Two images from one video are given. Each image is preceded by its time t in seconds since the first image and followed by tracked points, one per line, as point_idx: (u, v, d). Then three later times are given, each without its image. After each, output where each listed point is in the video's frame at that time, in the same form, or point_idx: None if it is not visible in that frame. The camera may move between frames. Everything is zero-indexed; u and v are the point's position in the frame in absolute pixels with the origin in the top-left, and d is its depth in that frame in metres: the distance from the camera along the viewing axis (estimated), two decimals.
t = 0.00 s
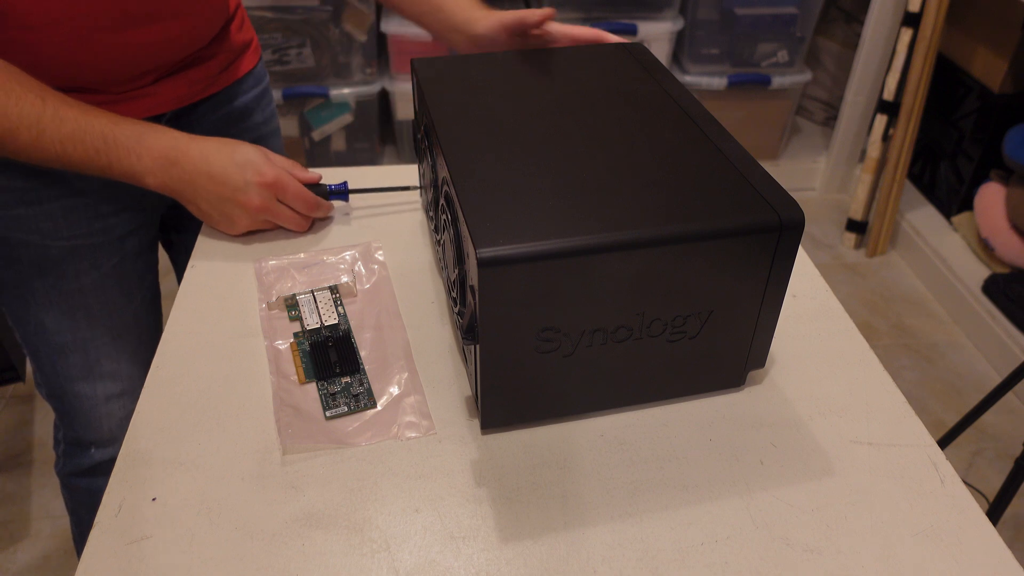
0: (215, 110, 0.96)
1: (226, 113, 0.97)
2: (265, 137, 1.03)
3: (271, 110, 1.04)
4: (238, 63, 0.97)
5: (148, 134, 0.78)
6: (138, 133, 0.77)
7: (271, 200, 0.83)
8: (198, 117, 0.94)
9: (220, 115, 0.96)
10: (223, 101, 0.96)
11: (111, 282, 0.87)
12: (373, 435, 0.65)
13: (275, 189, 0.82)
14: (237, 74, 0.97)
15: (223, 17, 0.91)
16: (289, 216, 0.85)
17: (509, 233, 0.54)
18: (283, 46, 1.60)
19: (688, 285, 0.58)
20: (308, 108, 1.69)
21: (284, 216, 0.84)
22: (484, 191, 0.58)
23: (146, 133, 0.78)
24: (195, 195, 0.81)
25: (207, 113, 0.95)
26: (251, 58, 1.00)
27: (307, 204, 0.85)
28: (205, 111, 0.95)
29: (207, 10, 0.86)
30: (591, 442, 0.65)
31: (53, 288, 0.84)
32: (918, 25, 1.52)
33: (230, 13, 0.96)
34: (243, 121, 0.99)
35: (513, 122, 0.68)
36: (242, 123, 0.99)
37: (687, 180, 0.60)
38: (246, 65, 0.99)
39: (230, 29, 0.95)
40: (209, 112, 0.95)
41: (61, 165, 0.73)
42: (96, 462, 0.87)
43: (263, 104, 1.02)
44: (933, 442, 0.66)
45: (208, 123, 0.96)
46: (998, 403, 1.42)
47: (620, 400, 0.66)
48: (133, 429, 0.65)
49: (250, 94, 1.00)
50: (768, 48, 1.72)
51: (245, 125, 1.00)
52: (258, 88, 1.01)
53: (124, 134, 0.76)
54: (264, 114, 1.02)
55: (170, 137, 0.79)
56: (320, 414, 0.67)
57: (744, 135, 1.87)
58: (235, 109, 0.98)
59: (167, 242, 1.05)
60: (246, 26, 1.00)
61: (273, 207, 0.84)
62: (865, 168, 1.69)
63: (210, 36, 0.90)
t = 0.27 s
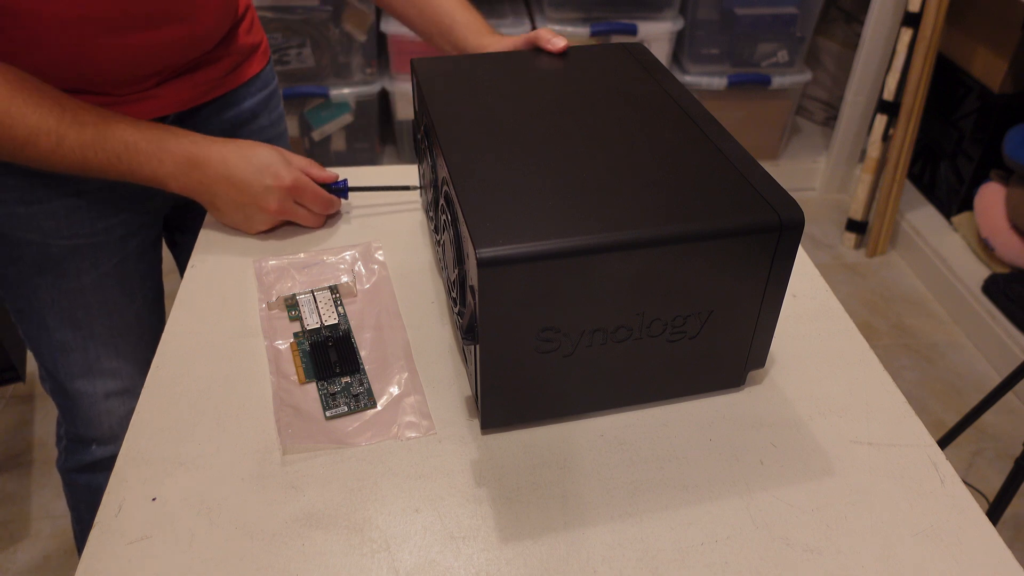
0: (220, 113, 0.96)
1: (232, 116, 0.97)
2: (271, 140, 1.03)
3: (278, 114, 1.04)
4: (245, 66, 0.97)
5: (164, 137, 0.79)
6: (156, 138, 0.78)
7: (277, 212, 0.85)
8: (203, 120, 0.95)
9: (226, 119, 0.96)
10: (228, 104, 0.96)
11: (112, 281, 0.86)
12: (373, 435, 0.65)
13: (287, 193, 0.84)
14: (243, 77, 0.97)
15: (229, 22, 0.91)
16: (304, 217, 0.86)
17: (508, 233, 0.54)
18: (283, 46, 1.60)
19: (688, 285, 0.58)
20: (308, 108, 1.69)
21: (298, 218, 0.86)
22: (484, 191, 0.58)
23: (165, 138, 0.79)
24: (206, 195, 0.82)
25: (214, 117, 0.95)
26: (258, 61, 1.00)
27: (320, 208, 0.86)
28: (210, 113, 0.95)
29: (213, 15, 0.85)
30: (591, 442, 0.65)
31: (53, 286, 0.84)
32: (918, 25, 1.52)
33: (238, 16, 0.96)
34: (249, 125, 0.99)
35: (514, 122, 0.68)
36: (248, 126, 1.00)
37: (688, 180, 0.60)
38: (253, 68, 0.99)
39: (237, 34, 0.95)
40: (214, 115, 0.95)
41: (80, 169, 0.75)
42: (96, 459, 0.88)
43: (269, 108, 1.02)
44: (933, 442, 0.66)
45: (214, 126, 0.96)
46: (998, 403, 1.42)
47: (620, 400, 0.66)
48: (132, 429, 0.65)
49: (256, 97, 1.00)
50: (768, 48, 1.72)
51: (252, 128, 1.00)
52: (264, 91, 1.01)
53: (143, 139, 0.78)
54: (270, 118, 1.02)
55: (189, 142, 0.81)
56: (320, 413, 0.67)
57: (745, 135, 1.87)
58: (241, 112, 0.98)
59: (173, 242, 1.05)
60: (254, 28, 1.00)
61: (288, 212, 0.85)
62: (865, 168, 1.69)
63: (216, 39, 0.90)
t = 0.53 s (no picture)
0: (219, 113, 0.96)
1: (231, 116, 0.97)
2: (272, 141, 1.03)
3: (280, 114, 1.04)
4: (246, 66, 0.97)
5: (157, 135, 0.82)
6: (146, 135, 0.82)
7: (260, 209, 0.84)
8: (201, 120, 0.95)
9: (224, 119, 0.97)
10: (228, 104, 0.96)
11: (113, 282, 0.87)
12: (373, 435, 0.65)
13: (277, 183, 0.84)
14: (244, 77, 0.97)
15: (230, 24, 0.91)
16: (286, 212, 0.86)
17: (509, 233, 0.54)
18: (283, 46, 1.60)
19: (688, 284, 0.58)
20: (308, 108, 1.69)
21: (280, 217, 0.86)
22: (484, 191, 0.58)
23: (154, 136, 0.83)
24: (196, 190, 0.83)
25: (213, 118, 0.95)
26: (259, 62, 1.00)
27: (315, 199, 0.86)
28: (210, 114, 0.95)
29: (214, 17, 0.85)
30: (591, 442, 0.65)
31: (54, 287, 0.84)
32: (918, 25, 1.52)
33: (239, 18, 0.96)
34: (248, 125, 0.99)
35: (514, 122, 0.68)
36: (248, 127, 1.00)
37: (688, 180, 0.60)
38: (254, 68, 0.98)
39: (238, 36, 0.95)
40: (214, 115, 0.96)
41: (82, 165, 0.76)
42: (97, 459, 0.88)
43: (269, 108, 1.02)
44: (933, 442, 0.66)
45: (213, 127, 0.96)
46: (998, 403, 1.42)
47: (620, 400, 0.66)
48: (132, 429, 0.65)
49: (256, 98, 1.00)
50: (768, 48, 1.72)
51: (251, 128, 1.00)
52: (265, 92, 1.01)
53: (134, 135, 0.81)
54: (271, 118, 1.02)
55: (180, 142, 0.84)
56: (320, 413, 0.67)
57: (745, 135, 1.87)
58: (240, 112, 0.98)
59: (173, 242, 1.05)
60: (255, 29, 1.00)
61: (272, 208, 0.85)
62: (865, 168, 1.69)
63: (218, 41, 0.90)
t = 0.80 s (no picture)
0: (219, 109, 0.96)
1: (229, 113, 0.97)
2: (269, 136, 1.03)
3: (275, 110, 1.04)
4: (241, 62, 0.97)
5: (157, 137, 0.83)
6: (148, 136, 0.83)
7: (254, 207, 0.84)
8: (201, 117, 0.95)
9: (223, 116, 0.97)
10: (226, 100, 0.96)
11: (114, 281, 0.87)
12: (373, 435, 0.65)
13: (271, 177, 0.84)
14: (241, 73, 0.97)
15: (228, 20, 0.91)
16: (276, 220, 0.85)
17: (508, 233, 0.54)
18: (283, 46, 1.61)
19: (688, 284, 0.58)
20: (308, 108, 1.69)
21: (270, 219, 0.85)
22: (484, 191, 0.58)
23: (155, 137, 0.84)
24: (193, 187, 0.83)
25: (212, 115, 0.96)
26: (255, 57, 1.00)
27: (311, 196, 0.85)
28: (211, 110, 0.95)
29: (213, 13, 0.85)
30: (591, 442, 0.65)
31: (55, 286, 0.84)
32: (918, 25, 1.52)
33: (236, 13, 0.96)
34: (246, 121, 1.00)
35: (513, 121, 0.68)
36: (247, 122, 1.00)
37: (687, 180, 0.60)
38: (250, 64, 0.98)
39: (235, 31, 0.95)
40: (214, 111, 0.96)
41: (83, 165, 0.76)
42: (97, 458, 0.88)
43: (266, 104, 1.02)
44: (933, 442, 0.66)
45: (214, 123, 0.96)
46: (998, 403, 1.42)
47: (620, 400, 0.66)
48: (133, 429, 0.65)
49: (254, 92, 1.00)
50: (768, 48, 1.72)
51: (249, 125, 1.00)
52: (262, 87, 1.01)
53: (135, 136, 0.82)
54: (267, 114, 1.02)
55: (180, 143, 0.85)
56: (320, 413, 0.67)
57: (745, 135, 1.87)
58: (239, 108, 0.98)
59: (171, 241, 1.05)
60: (251, 25, 1.00)
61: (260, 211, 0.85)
62: (865, 168, 1.69)
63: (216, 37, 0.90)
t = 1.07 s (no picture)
0: (219, 109, 0.96)
1: (230, 113, 0.97)
2: (268, 136, 1.04)
3: (273, 109, 1.05)
4: (241, 61, 0.98)
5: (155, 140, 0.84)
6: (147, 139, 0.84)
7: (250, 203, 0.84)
8: (202, 116, 0.95)
9: (223, 116, 0.97)
10: (226, 99, 0.97)
11: (116, 281, 0.87)
12: (373, 435, 0.65)
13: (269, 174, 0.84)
14: (240, 73, 0.98)
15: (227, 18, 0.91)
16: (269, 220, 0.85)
17: (508, 233, 0.54)
18: (283, 46, 1.65)
19: (688, 284, 0.58)
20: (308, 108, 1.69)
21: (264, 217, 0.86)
22: (484, 191, 0.58)
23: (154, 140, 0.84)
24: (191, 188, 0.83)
25: (212, 115, 0.96)
26: (254, 57, 1.01)
27: (310, 194, 0.84)
28: (211, 110, 0.95)
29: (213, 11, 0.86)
30: (591, 442, 0.65)
31: (57, 286, 0.84)
32: (918, 25, 1.52)
33: (235, 12, 0.96)
34: (245, 121, 1.00)
35: (513, 121, 0.68)
36: (245, 122, 1.00)
37: (687, 180, 0.60)
38: (249, 64, 0.99)
39: (234, 29, 0.95)
40: (214, 111, 0.96)
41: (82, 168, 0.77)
42: (97, 458, 0.88)
43: (264, 104, 1.03)
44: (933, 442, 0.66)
45: (213, 123, 0.96)
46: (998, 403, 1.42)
47: (620, 400, 0.66)
48: (133, 429, 0.65)
49: (253, 93, 1.00)
50: (768, 48, 1.72)
51: (248, 125, 1.01)
52: (261, 87, 1.02)
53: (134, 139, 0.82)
54: (265, 113, 1.03)
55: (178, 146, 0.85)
56: (320, 413, 0.67)
57: (744, 135, 1.87)
58: (238, 107, 0.98)
59: (170, 240, 1.05)
60: (249, 25, 1.00)
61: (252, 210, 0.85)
62: (865, 168, 1.69)
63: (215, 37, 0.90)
